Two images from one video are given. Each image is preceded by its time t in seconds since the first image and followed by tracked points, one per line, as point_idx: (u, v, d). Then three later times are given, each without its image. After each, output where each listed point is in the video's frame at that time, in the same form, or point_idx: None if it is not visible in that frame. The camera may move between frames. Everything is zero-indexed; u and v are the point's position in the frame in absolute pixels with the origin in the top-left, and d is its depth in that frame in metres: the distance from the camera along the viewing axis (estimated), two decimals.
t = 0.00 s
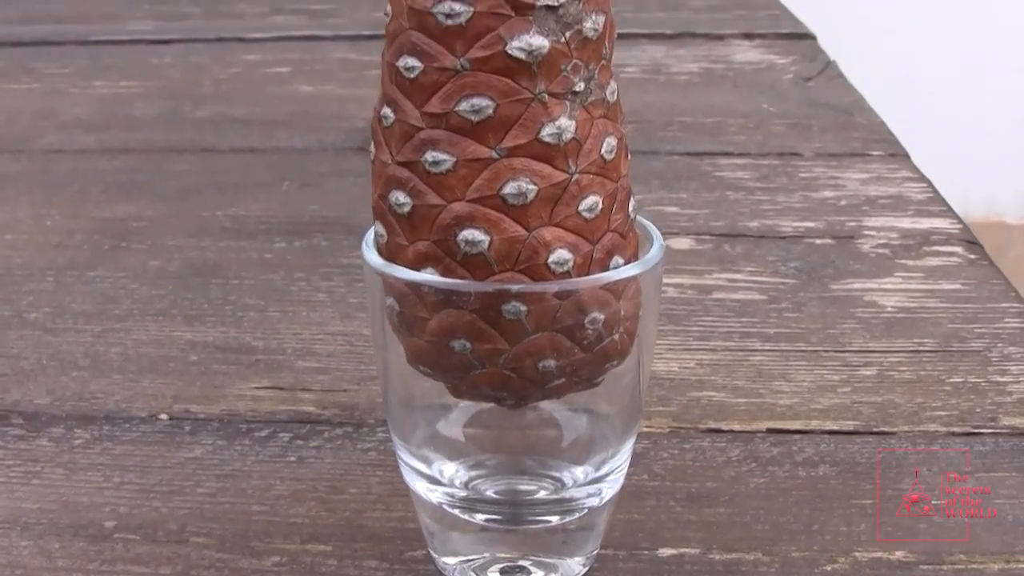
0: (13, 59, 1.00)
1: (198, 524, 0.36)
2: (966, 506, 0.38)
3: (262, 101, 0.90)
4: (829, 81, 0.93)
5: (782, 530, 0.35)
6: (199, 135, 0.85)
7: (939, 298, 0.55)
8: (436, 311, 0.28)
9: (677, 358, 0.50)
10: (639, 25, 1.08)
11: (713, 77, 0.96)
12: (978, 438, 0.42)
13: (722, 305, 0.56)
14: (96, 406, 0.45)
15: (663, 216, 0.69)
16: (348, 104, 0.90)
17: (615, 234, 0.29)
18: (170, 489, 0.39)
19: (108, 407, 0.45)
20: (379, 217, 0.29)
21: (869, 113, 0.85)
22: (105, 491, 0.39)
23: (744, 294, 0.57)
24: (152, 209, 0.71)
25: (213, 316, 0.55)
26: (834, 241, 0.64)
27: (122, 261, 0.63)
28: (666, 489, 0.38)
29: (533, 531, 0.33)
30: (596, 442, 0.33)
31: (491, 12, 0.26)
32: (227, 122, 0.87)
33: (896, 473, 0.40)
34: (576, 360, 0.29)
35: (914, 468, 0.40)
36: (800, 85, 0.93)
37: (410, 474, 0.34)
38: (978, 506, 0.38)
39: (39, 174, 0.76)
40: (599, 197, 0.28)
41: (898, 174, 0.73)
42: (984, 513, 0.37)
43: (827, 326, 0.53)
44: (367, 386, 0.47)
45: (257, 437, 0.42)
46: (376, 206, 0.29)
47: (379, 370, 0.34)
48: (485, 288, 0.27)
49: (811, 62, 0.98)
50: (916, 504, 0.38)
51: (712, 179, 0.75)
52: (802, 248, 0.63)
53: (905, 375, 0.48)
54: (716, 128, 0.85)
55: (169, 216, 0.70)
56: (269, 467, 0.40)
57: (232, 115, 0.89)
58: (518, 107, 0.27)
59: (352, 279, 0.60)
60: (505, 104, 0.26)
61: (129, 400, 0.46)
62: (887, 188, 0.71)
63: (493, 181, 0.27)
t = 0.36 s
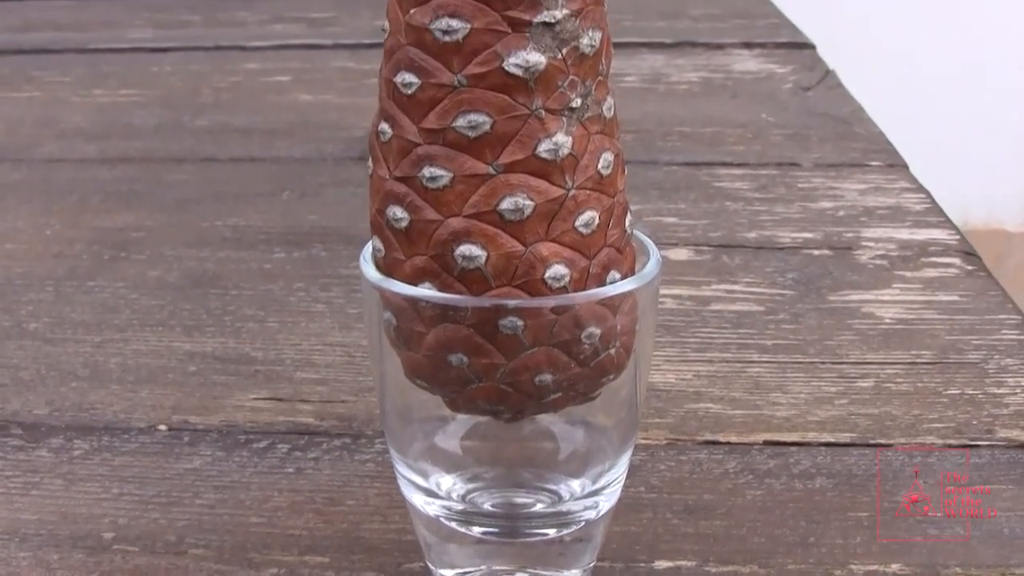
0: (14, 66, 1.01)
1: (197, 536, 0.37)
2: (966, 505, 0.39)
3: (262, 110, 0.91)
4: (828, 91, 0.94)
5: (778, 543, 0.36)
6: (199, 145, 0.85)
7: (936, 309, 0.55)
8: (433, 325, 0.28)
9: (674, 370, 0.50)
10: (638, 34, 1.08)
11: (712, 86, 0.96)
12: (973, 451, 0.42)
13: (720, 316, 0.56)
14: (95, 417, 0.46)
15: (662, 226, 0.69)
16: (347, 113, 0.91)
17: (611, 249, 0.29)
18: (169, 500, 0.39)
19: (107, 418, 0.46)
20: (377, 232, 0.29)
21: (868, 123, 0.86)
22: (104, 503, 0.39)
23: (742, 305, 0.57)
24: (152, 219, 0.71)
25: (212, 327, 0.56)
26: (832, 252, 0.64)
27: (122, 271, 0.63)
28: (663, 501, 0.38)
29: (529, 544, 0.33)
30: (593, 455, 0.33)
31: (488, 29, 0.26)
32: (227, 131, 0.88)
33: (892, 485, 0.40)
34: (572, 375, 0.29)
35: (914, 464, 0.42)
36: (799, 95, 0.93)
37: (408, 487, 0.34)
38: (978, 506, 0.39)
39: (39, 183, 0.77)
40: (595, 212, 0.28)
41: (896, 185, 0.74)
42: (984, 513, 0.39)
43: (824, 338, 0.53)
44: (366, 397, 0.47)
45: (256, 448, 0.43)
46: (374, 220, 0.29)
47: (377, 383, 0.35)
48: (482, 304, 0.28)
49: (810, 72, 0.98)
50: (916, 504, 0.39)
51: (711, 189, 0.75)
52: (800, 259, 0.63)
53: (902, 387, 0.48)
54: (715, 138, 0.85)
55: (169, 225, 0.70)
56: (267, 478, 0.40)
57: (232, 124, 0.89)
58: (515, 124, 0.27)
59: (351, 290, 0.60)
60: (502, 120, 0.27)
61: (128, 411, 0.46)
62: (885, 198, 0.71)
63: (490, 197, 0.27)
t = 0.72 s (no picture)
0: (15, 75, 1.01)
1: (197, 547, 0.37)
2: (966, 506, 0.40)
3: (262, 120, 0.91)
4: (826, 101, 0.94)
5: (776, 554, 0.36)
6: (199, 154, 0.85)
7: (934, 320, 0.55)
8: (432, 339, 0.29)
9: (672, 381, 0.50)
10: (638, 43, 1.08)
11: (711, 95, 0.96)
12: (971, 462, 0.42)
13: (718, 327, 0.56)
14: (95, 427, 0.46)
15: (661, 236, 0.69)
16: (347, 123, 0.91)
17: (609, 263, 0.29)
18: (169, 511, 0.39)
19: (108, 428, 0.46)
20: (376, 246, 0.30)
21: (866, 133, 0.86)
22: (104, 513, 0.39)
23: (740, 316, 0.57)
24: (152, 229, 0.71)
25: (212, 337, 0.56)
26: (830, 262, 0.64)
27: (122, 281, 0.63)
28: (661, 513, 0.38)
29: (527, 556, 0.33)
30: (591, 467, 0.33)
31: (486, 45, 0.27)
32: (227, 140, 0.88)
33: (889, 495, 0.40)
34: (570, 389, 0.29)
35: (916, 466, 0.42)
36: (798, 104, 0.94)
37: (406, 499, 0.34)
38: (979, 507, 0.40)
39: (40, 192, 0.77)
40: (593, 227, 0.28)
41: (895, 194, 0.74)
42: (983, 514, 0.39)
43: (822, 349, 0.53)
44: (365, 408, 0.47)
45: (255, 459, 0.43)
46: (373, 235, 0.30)
47: (376, 394, 0.35)
48: (480, 318, 0.28)
49: (808, 82, 0.98)
50: (916, 504, 0.40)
51: (710, 199, 0.75)
52: (798, 270, 0.64)
53: (900, 398, 0.48)
54: (714, 148, 0.85)
55: (169, 235, 0.70)
56: (267, 489, 0.40)
57: (232, 133, 0.89)
58: (513, 139, 0.27)
59: (351, 301, 0.61)
60: (500, 135, 0.27)
61: (128, 422, 0.46)
62: (884, 209, 0.71)
63: (488, 212, 0.27)
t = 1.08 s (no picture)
0: (15, 85, 1.01)
1: (196, 562, 0.37)
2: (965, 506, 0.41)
3: (261, 131, 0.91)
4: (824, 112, 0.94)
5: (772, 570, 0.37)
6: (199, 165, 0.85)
7: (930, 333, 0.56)
8: (430, 357, 0.29)
9: (670, 395, 0.50)
10: (637, 54, 1.09)
11: (710, 106, 0.97)
12: (967, 475, 0.43)
13: (716, 340, 0.56)
14: (95, 441, 0.46)
15: (659, 248, 0.70)
16: (347, 134, 0.91)
17: (606, 281, 0.30)
18: (170, 525, 0.40)
19: (108, 442, 0.46)
20: (374, 264, 0.30)
21: (864, 144, 0.86)
22: (104, 528, 0.39)
23: (738, 329, 0.57)
24: (152, 241, 0.72)
25: (212, 351, 0.56)
26: (827, 275, 0.65)
27: (122, 294, 0.63)
28: (658, 527, 0.39)
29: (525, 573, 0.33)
30: (588, 483, 0.34)
31: (484, 66, 0.27)
32: (227, 152, 0.88)
33: (885, 509, 0.40)
34: (566, 407, 0.30)
35: (914, 469, 0.43)
36: (796, 115, 0.94)
37: (404, 515, 0.34)
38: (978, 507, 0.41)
39: (40, 204, 0.77)
40: (590, 246, 0.29)
41: (892, 207, 0.74)
42: (984, 514, 0.40)
43: (819, 362, 0.53)
44: (364, 422, 0.47)
45: (255, 473, 0.43)
46: (371, 253, 0.30)
47: (373, 408, 0.35)
48: (477, 336, 0.28)
49: (807, 93, 0.99)
50: (916, 504, 0.41)
51: (708, 211, 0.76)
52: (796, 282, 0.64)
53: (897, 412, 0.48)
54: (713, 159, 0.86)
55: (169, 248, 0.71)
56: (267, 503, 0.41)
57: (232, 144, 0.90)
58: (510, 159, 0.27)
59: (350, 314, 0.61)
60: (497, 155, 0.27)
61: (128, 436, 0.47)
62: (881, 221, 0.72)
63: (485, 232, 0.28)
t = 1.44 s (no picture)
0: (16, 95, 1.02)
1: None
2: (966, 506, 0.42)
3: (261, 143, 0.92)
4: (823, 123, 0.95)
5: None
6: (199, 177, 0.86)
7: (928, 346, 0.56)
8: (429, 373, 0.29)
9: (669, 408, 0.50)
10: (637, 65, 1.09)
11: (709, 117, 0.97)
12: (964, 488, 0.43)
13: (715, 353, 0.56)
14: (96, 454, 0.46)
15: (658, 261, 0.70)
16: (347, 145, 0.92)
17: (604, 298, 0.30)
18: (170, 538, 0.40)
19: (109, 455, 0.46)
20: (374, 281, 0.30)
21: (863, 156, 0.87)
22: (105, 541, 0.40)
23: (737, 341, 0.58)
24: (152, 253, 0.72)
25: (212, 364, 0.56)
26: (825, 288, 0.65)
27: (123, 306, 0.64)
28: (657, 541, 0.39)
29: None
30: (588, 497, 0.34)
31: (483, 85, 0.27)
32: (227, 163, 0.89)
33: (883, 523, 0.41)
34: (565, 422, 0.30)
35: (914, 481, 0.44)
36: (795, 126, 0.95)
37: (404, 529, 0.34)
38: (978, 506, 0.42)
39: (40, 216, 0.77)
40: (588, 263, 0.29)
41: (891, 219, 0.75)
42: (983, 514, 0.42)
43: (817, 375, 0.54)
44: (364, 435, 0.47)
45: (255, 486, 0.43)
46: (371, 270, 0.30)
47: (373, 422, 0.35)
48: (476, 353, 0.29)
49: (806, 103, 0.99)
50: (917, 505, 0.42)
51: (706, 223, 0.76)
52: (795, 295, 0.64)
53: (895, 425, 0.48)
54: (712, 171, 0.86)
55: (169, 260, 0.71)
56: (267, 517, 0.41)
57: (232, 155, 0.90)
58: (509, 177, 0.28)
59: (350, 327, 0.61)
60: (496, 174, 0.28)
61: (129, 449, 0.47)
62: (880, 233, 0.72)
63: (484, 249, 0.28)
